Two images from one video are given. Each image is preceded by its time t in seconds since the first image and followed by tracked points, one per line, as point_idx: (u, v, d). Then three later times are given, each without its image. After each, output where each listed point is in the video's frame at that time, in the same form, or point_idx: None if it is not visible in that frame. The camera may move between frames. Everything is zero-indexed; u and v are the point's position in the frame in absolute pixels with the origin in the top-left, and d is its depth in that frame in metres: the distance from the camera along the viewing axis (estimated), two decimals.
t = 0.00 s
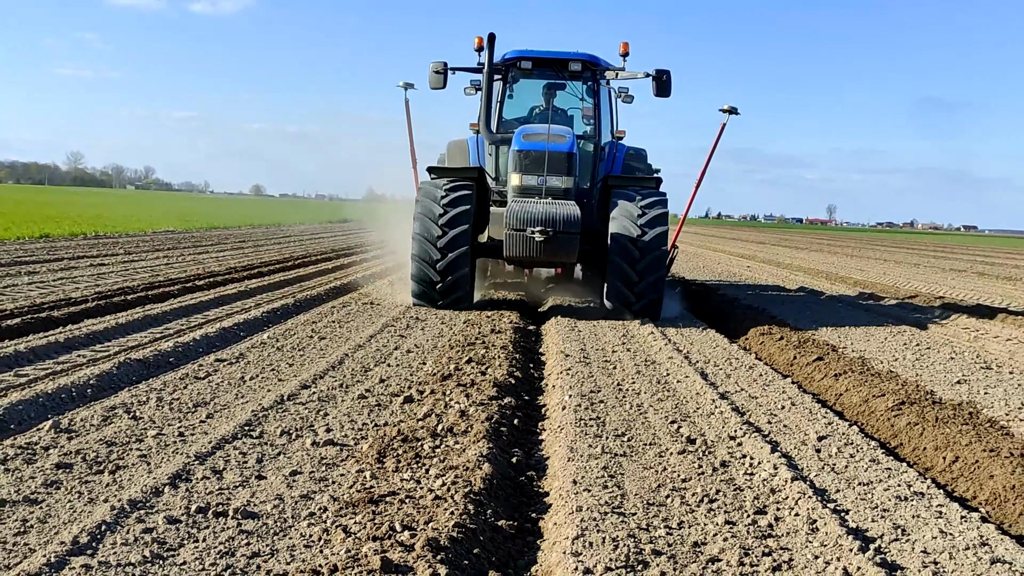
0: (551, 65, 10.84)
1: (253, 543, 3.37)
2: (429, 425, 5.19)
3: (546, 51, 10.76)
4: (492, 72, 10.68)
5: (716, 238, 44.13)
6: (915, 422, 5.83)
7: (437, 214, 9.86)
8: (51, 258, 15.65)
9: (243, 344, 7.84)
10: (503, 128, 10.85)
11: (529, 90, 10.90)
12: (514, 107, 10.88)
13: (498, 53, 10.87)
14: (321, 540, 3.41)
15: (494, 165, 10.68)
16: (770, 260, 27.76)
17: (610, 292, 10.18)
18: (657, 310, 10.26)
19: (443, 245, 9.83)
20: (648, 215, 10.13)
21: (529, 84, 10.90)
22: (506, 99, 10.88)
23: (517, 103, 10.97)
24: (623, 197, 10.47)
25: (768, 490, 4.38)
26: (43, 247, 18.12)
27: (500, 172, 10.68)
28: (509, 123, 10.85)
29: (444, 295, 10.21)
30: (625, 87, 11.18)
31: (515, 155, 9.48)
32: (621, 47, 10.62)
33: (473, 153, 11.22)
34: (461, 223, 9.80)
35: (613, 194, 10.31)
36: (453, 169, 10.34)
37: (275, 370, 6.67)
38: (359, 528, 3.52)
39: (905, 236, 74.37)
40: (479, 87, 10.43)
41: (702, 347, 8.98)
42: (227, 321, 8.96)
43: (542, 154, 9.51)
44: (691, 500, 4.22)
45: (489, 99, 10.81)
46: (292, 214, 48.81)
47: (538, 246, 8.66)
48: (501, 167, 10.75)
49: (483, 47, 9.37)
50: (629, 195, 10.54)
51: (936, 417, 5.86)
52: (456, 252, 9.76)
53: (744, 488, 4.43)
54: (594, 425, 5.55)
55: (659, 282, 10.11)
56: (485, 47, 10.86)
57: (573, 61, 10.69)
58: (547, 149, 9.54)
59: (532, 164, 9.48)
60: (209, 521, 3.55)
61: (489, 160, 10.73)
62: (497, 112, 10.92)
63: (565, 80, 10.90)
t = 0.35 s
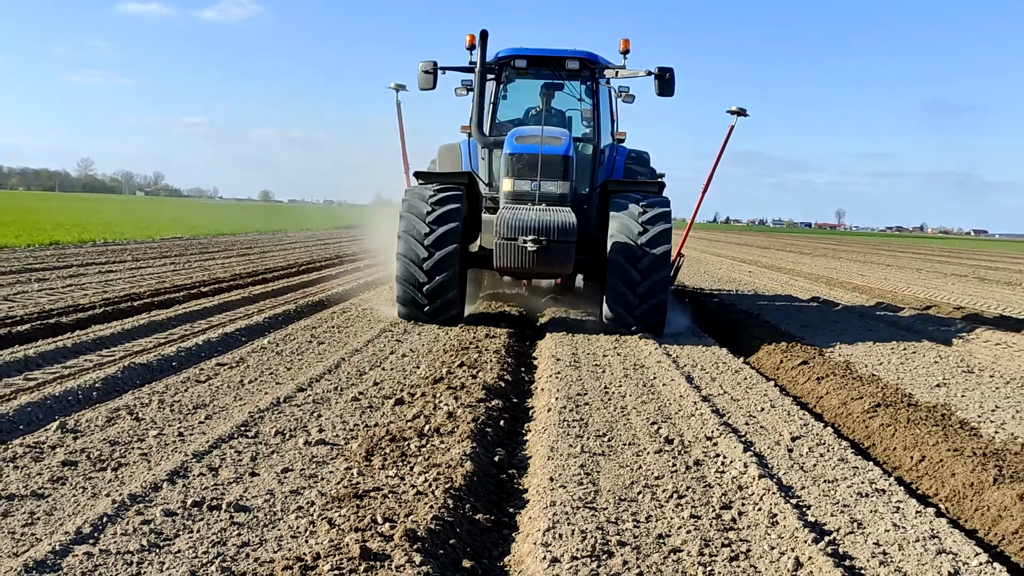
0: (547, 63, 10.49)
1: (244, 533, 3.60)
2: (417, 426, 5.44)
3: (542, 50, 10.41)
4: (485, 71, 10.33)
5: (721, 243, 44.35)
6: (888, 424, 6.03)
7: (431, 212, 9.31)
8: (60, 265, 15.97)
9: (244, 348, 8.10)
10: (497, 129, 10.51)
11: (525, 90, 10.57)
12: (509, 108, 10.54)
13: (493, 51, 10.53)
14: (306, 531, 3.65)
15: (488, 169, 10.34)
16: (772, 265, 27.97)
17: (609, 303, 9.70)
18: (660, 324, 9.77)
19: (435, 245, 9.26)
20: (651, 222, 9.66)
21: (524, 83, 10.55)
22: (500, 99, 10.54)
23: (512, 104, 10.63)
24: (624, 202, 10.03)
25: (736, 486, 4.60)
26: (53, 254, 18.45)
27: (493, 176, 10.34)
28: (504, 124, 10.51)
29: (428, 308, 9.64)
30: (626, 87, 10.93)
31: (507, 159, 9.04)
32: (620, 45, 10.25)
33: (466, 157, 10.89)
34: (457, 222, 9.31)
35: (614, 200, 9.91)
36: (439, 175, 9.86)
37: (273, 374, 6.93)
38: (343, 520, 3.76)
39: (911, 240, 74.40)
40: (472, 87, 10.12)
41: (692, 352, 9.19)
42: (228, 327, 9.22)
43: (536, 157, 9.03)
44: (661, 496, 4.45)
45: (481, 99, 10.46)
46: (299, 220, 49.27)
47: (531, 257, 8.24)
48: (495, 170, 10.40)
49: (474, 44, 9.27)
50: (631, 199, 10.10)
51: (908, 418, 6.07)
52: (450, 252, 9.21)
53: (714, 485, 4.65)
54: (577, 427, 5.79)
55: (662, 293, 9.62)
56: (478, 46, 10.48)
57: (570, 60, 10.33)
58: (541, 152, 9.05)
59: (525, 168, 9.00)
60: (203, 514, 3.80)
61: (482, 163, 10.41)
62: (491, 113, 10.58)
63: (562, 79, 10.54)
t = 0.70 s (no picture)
0: (565, 61, 10.13)
1: (253, 516, 3.92)
2: (424, 424, 5.75)
3: (559, 48, 10.06)
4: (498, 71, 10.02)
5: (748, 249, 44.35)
6: (880, 425, 6.23)
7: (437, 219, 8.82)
8: (96, 269, 16.54)
9: (266, 350, 8.47)
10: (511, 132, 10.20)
11: (541, 91, 10.23)
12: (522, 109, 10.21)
13: (508, 48, 10.17)
14: (310, 516, 3.96)
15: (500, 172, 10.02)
16: (796, 272, 28.02)
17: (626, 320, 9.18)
18: (682, 340, 9.34)
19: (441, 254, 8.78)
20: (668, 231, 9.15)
21: (540, 83, 10.21)
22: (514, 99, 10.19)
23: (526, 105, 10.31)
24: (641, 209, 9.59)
25: (720, 482, 4.85)
26: (90, 258, 19.07)
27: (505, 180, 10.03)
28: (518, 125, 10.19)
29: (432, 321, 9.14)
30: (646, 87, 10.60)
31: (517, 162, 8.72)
32: (640, 42, 9.82)
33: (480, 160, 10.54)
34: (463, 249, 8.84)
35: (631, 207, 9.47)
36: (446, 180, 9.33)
37: (292, 374, 7.28)
38: (344, 506, 4.07)
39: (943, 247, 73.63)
40: (483, 88, 9.90)
41: (701, 357, 9.41)
42: (252, 330, 9.61)
43: (547, 161, 8.66)
44: (648, 490, 4.71)
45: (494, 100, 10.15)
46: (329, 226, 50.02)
47: (539, 269, 7.81)
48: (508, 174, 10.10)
49: (486, 43, 9.27)
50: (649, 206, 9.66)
51: (900, 420, 6.26)
52: (455, 284, 8.87)
53: (700, 480, 4.90)
54: (577, 426, 6.07)
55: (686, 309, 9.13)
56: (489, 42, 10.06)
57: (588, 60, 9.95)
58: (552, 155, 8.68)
59: (535, 172, 8.71)
60: (217, 499, 4.12)
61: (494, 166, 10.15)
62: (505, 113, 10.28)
63: (580, 79, 10.15)
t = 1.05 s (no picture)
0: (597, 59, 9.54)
1: (283, 494, 4.34)
2: (448, 418, 6.14)
3: (590, 45, 9.46)
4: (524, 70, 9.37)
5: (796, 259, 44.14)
6: (889, 427, 6.44)
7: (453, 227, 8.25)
8: (154, 273, 17.33)
9: (308, 350, 8.95)
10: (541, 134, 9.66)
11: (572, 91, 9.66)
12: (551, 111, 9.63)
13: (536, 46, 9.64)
14: (333, 495, 4.36)
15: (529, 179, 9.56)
16: (841, 282, 27.96)
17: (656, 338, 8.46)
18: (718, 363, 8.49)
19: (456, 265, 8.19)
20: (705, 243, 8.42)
21: (570, 82, 9.64)
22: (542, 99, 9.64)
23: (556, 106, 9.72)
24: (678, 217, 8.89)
25: (721, 475, 5.14)
26: (149, 263, 19.95)
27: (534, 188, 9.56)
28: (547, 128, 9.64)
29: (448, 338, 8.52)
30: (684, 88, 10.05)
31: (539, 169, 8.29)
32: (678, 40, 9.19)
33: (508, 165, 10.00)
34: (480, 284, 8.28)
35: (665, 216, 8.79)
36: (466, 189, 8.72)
37: (330, 372, 7.73)
38: (365, 488, 4.47)
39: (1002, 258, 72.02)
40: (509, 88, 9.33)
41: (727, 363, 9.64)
42: (296, 331, 10.11)
43: (571, 166, 8.20)
44: (651, 481, 5.01)
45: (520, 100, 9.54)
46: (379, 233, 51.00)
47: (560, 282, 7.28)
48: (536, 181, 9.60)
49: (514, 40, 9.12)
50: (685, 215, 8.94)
51: (908, 423, 6.46)
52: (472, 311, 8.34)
53: (702, 473, 5.19)
54: (594, 424, 6.39)
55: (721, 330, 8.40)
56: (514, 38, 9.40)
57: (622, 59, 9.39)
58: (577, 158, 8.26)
59: (558, 178, 8.25)
60: (252, 479, 4.55)
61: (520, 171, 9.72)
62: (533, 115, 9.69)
63: (614, 80, 9.58)
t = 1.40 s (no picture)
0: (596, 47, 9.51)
1: (281, 477, 4.69)
2: (445, 409, 6.47)
3: (588, 33, 9.43)
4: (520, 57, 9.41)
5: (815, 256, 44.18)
6: (869, 419, 6.69)
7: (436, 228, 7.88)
8: (178, 271, 17.86)
9: (318, 346, 9.31)
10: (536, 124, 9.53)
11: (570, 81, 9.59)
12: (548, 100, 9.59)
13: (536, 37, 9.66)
14: (328, 478, 4.70)
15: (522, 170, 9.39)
16: (857, 279, 28.11)
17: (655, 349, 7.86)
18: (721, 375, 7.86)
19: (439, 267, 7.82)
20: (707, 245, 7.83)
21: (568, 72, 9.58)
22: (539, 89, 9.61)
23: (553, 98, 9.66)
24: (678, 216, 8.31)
25: (697, 462, 5.43)
26: (173, 261, 20.51)
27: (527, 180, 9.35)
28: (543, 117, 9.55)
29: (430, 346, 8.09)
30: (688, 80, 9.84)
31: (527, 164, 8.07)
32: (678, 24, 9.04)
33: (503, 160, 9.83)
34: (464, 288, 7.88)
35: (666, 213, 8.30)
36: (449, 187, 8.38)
37: (338, 366, 8.10)
38: (359, 471, 4.81)
39: None
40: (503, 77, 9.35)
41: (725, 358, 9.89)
42: (309, 328, 10.48)
43: (560, 160, 7.95)
44: (630, 467, 5.31)
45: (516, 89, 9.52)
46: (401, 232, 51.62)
47: (545, 286, 7.10)
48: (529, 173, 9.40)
49: (508, 26, 9.32)
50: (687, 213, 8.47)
51: (889, 416, 6.71)
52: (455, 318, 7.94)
53: (680, 460, 5.48)
54: (585, 415, 6.69)
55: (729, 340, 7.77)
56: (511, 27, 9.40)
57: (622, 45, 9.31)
58: (566, 152, 7.98)
59: (547, 173, 7.97)
60: (254, 464, 4.90)
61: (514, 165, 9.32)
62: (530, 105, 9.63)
63: (613, 68, 9.50)
